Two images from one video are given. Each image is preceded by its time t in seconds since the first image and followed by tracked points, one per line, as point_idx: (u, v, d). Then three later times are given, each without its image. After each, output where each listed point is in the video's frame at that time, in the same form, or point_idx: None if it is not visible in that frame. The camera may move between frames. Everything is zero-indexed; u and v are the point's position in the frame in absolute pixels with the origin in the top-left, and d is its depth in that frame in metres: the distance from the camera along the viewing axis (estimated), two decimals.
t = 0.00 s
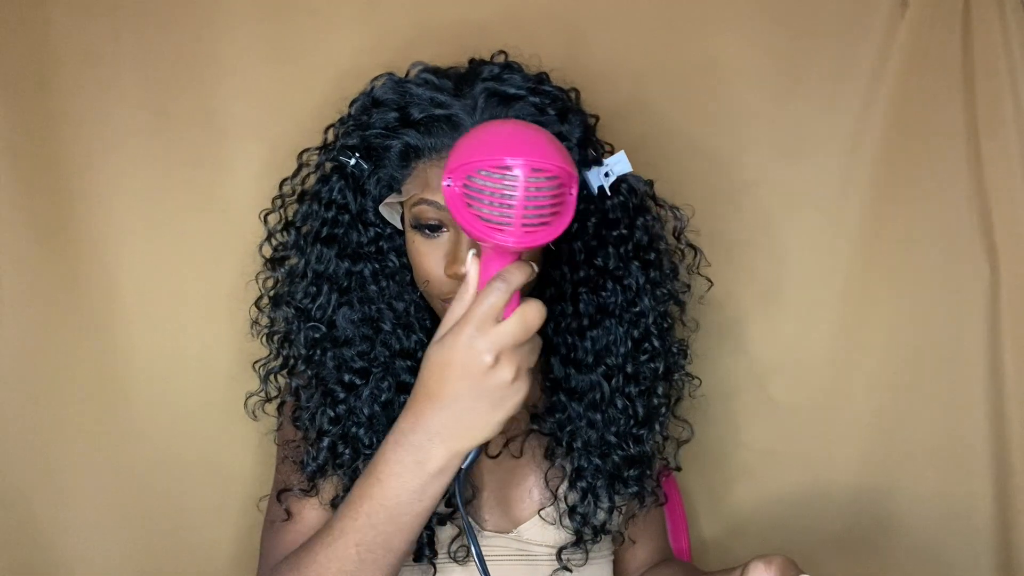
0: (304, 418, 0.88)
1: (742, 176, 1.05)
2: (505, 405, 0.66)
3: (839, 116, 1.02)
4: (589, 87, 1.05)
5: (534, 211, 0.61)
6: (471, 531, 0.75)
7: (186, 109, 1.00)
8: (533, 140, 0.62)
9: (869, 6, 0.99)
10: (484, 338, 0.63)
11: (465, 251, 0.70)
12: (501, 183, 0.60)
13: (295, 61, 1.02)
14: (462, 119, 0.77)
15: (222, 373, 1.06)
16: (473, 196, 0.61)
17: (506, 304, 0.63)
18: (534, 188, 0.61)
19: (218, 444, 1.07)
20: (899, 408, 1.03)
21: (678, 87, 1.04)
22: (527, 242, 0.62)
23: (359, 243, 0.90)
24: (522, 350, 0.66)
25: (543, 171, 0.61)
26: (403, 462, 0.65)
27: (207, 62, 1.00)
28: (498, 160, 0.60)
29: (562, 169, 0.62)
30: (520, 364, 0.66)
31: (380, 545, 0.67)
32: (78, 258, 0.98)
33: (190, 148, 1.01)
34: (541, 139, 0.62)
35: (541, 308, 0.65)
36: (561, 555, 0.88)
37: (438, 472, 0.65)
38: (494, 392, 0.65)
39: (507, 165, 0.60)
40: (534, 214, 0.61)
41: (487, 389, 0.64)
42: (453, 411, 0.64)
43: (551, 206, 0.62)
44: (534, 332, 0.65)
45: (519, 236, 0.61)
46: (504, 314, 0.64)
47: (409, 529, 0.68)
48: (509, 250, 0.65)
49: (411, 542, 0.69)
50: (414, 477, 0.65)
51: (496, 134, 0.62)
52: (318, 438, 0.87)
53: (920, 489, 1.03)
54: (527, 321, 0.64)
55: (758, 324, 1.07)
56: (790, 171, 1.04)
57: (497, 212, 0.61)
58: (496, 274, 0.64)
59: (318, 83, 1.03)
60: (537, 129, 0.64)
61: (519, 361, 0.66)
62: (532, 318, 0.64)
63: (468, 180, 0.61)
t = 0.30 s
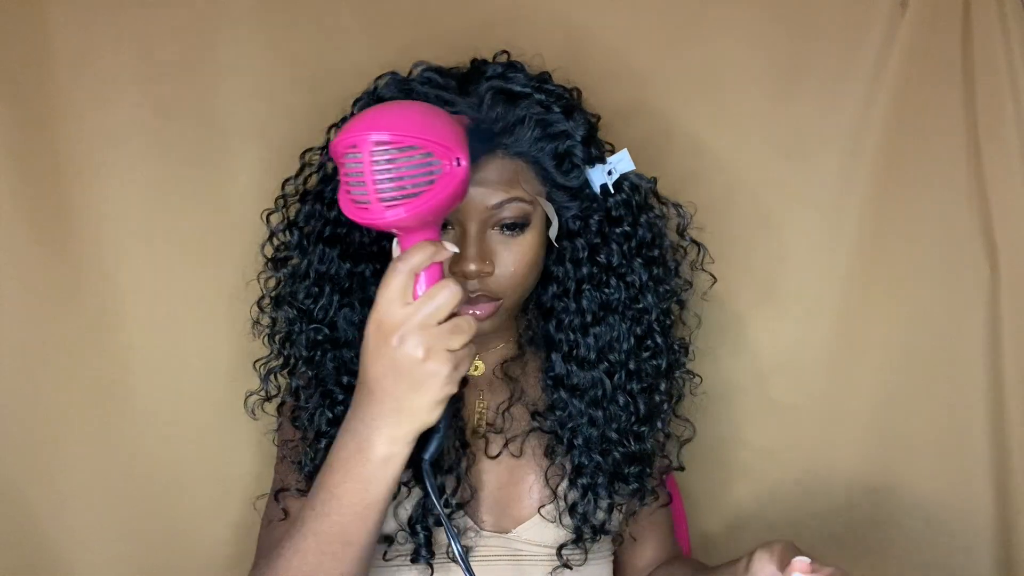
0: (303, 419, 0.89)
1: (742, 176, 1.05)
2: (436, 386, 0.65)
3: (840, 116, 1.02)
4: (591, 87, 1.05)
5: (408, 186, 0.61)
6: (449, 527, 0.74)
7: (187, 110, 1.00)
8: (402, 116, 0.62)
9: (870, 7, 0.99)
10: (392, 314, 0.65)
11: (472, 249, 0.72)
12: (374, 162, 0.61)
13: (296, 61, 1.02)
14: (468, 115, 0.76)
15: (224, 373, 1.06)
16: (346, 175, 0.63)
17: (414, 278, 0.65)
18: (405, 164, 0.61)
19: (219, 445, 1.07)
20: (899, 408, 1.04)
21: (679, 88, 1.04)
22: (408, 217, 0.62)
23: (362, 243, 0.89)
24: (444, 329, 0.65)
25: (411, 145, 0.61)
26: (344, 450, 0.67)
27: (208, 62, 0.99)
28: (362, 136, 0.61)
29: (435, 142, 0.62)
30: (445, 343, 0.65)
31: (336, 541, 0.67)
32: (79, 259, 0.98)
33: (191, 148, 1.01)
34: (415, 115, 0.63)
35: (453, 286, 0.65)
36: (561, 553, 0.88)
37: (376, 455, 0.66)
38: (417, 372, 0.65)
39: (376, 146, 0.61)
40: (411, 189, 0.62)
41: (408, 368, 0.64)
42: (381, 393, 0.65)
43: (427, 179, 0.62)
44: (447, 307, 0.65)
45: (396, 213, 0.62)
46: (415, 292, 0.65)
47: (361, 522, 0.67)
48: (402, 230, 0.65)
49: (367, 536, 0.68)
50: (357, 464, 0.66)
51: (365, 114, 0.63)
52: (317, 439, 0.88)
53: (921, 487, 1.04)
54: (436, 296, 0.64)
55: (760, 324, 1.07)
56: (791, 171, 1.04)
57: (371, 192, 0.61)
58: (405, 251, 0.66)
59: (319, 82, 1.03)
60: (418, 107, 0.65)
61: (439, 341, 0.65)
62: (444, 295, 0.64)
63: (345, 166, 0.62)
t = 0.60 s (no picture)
0: (299, 412, 0.89)
1: (745, 175, 1.05)
2: (387, 377, 0.68)
3: (840, 115, 1.02)
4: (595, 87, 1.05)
5: (353, 177, 0.62)
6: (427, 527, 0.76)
7: (189, 108, 0.99)
8: (353, 106, 0.63)
9: (870, 7, 1.00)
10: (348, 299, 0.68)
11: (483, 248, 0.74)
12: (322, 152, 0.62)
13: (298, 59, 1.01)
14: (483, 112, 0.75)
15: (223, 373, 1.04)
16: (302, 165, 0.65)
17: (371, 265, 0.68)
18: (351, 154, 0.62)
19: (217, 446, 1.05)
20: (900, 407, 1.04)
21: (682, 88, 1.04)
22: (354, 207, 0.63)
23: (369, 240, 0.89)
24: (398, 321, 0.68)
25: (358, 135, 0.61)
26: (310, 434, 0.72)
27: (209, 60, 0.99)
28: (312, 128, 0.63)
29: (383, 132, 0.62)
30: (396, 335, 0.68)
31: (300, 524, 0.72)
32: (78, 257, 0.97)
33: (191, 145, 1.00)
34: (370, 106, 0.63)
35: (409, 277, 0.68)
36: (551, 552, 0.88)
37: (335, 442, 0.70)
38: (368, 362, 0.68)
39: (325, 137, 0.62)
40: (356, 179, 0.62)
41: (359, 357, 0.68)
42: (338, 379, 0.70)
43: (374, 170, 0.62)
44: (398, 298, 0.67)
45: (341, 202, 0.63)
46: (373, 280, 0.69)
47: (321, 506, 0.72)
48: (358, 218, 0.66)
49: (328, 521, 0.73)
50: (319, 448, 0.71)
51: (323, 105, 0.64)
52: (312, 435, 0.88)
53: (920, 485, 1.04)
54: (388, 287, 0.67)
55: (761, 323, 1.08)
56: (792, 170, 1.04)
57: (317, 180, 0.63)
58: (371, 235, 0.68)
59: (321, 79, 1.02)
60: (381, 97, 0.65)
61: (390, 332, 0.68)
62: (398, 285, 0.67)
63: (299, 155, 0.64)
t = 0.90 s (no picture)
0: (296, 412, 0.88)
1: (745, 174, 1.05)
2: (367, 376, 0.67)
3: (841, 115, 1.02)
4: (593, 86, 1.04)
5: (327, 175, 0.61)
6: (413, 525, 0.73)
7: (186, 105, 0.98)
8: (326, 105, 0.62)
9: (871, 6, 1.00)
10: (328, 298, 0.67)
11: (488, 247, 0.74)
12: (296, 151, 0.61)
13: (296, 56, 1.00)
14: (492, 111, 0.75)
15: (221, 372, 1.03)
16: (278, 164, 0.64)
17: (350, 263, 0.66)
18: (325, 152, 0.61)
19: (214, 446, 1.04)
20: (899, 407, 1.04)
21: (682, 87, 1.04)
22: (328, 205, 0.62)
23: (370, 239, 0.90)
24: (377, 319, 0.66)
25: (331, 133, 0.60)
26: (294, 433, 0.71)
27: (207, 56, 0.98)
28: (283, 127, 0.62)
29: (356, 130, 0.61)
30: (375, 333, 0.66)
31: (285, 526, 0.71)
32: (72, 255, 0.95)
33: (189, 142, 0.99)
34: (344, 104, 0.62)
35: (388, 276, 0.66)
36: (547, 552, 0.86)
37: (318, 441, 0.69)
38: (348, 360, 0.66)
39: (298, 136, 0.61)
40: (328, 177, 0.61)
41: (339, 355, 0.67)
42: (319, 377, 0.68)
43: (347, 168, 0.61)
44: (376, 297, 0.65)
45: (314, 201, 0.62)
46: (354, 278, 0.67)
47: (305, 507, 0.70)
48: (336, 217, 0.65)
49: (313, 522, 0.71)
50: (302, 448, 0.70)
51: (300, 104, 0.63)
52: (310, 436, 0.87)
53: (921, 484, 1.04)
54: (367, 285, 0.66)
55: (762, 323, 1.07)
56: (793, 169, 1.04)
57: (291, 178, 0.62)
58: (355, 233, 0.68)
59: (318, 75, 1.01)
60: (360, 95, 0.64)
61: (369, 330, 0.66)
62: (376, 284, 0.66)
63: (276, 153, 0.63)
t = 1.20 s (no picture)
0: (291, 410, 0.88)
1: (744, 174, 1.04)
2: (343, 367, 0.66)
3: (841, 115, 1.01)
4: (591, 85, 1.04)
5: (298, 165, 0.61)
6: (402, 531, 0.75)
7: (184, 104, 0.98)
8: (296, 95, 0.62)
9: (871, 5, 0.99)
10: (304, 289, 0.67)
11: (483, 242, 0.73)
12: (267, 142, 0.61)
13: (294, 54, 1.00)
14: (488, 109, 0.75)
15: (218, 372, 1.03)
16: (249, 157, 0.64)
17: (325, 252, 0.66)
18: (295, 142, 0.61)
19: (212, 446, 1.04)
20: (900, 408, 1.03)
21: (681, 87, 1.04)
22: (299, 195, 0.62)
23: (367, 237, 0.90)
24: (353, 310, 0.66)
25: (301, 122, 0.61)
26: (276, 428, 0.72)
27: (206, 56, 0.98)
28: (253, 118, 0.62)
29: (325, 119, 0.61)
30: (351, 324, 0.66)
31: (268, 522, 0.72)
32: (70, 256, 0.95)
33: (186, 142, 0.98)
34: (315, 95, 0.62)
35: (364, 266, 0.65)
36: (545, 552, 0.86)
37: (298, 436, 0.70)
38: (324, 352, 0.66)
39: (268, 128, 0.61)
40: (299, 167, 0.61)
41: (315, 347, 0.66)
42: (297, 370, 0.68)
43: (318, 157, 0.62)
44: (351, 288, 0.65)
45: (285, 190, 0.62)
46: (330, 268, 0.67)
47: (287, 503, 0.71)
48: (308, 208, 0.65)
49: (296, 518, 0.72)
50: (283, 443, 0.70)
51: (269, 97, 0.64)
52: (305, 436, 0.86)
53: (922, 485, 1.04)
54: (342, 275, 0.65)
55: (762, 323, 1.07)
56: (792, 169, 1.03)
57: (262, 169, 0.62)
58: (332, 223, 0.67)
59: (316, 74, 1.01)
60: (331, 87, 0.64)
61: (343, 320, 0.66)
62: (350, 273, 0.65)
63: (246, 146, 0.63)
